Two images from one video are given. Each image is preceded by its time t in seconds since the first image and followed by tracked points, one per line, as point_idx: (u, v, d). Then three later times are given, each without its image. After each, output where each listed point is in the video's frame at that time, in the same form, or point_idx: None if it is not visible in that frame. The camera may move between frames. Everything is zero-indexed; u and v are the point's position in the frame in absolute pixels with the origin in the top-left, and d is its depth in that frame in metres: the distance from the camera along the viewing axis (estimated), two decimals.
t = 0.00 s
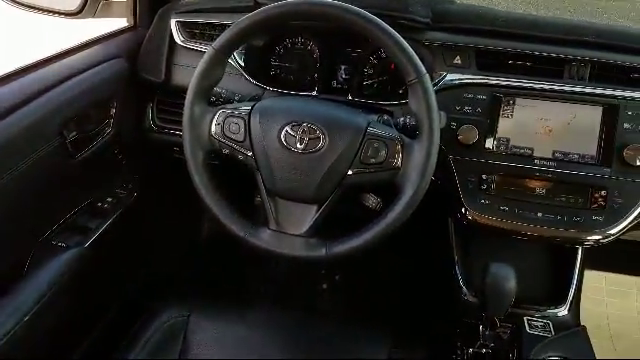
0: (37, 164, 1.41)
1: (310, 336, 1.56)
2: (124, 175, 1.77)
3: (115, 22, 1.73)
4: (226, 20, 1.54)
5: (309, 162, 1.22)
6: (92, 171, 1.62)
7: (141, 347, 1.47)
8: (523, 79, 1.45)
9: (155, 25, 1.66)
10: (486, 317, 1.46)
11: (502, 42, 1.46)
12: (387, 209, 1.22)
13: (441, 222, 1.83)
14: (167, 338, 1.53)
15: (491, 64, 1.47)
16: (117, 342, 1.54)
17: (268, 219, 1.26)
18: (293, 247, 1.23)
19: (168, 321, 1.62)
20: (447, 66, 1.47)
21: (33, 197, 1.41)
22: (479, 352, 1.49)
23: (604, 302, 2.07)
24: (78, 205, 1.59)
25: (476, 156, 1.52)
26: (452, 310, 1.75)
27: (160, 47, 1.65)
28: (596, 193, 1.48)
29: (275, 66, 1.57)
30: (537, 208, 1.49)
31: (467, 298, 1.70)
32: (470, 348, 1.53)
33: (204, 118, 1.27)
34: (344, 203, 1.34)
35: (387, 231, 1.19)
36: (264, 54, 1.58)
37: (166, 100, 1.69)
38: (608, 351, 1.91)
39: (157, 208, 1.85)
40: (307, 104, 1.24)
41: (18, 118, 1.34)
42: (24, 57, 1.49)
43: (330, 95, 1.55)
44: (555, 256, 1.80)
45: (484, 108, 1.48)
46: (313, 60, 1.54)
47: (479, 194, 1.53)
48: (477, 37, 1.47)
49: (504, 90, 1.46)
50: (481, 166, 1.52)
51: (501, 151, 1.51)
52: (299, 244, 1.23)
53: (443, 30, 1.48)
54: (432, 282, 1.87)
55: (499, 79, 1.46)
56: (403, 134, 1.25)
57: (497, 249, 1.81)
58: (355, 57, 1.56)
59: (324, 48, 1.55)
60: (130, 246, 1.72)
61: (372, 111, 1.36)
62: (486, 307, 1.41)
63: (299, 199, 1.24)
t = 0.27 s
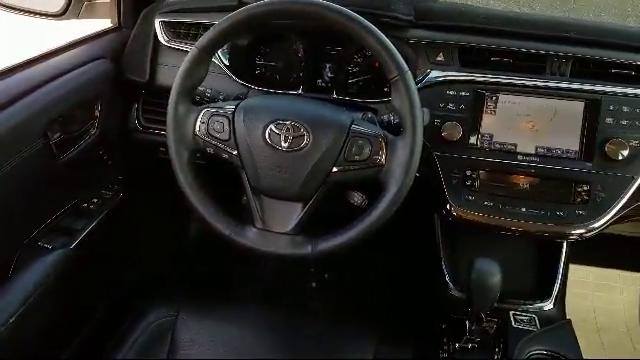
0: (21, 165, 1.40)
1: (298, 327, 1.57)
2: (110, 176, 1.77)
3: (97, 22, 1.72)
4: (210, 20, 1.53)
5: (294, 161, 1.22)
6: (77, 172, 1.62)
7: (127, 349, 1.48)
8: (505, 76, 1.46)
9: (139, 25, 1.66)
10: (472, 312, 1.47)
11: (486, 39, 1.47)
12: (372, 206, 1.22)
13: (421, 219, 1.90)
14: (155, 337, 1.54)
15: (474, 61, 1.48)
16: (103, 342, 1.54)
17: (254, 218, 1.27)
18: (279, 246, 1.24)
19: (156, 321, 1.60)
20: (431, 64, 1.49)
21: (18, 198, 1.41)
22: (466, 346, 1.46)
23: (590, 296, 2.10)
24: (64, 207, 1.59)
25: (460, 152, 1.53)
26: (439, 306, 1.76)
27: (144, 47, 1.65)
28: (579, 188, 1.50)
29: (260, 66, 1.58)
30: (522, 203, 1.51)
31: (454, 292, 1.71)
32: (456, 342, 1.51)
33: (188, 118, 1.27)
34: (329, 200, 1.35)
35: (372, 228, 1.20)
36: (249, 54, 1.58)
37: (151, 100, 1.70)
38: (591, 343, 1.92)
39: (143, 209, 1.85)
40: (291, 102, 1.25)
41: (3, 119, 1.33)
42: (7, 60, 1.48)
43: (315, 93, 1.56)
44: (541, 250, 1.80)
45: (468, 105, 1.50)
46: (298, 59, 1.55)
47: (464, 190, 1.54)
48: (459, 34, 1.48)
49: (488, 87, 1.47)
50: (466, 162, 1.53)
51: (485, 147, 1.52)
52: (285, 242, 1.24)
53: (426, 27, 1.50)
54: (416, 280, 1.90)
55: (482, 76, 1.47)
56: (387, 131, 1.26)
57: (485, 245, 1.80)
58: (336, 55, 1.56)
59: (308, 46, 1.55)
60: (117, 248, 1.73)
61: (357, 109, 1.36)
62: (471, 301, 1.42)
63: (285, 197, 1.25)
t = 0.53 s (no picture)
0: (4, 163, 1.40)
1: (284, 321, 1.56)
2: (94, 175, 1.78)
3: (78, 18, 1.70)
4: (194, 17, 1.53)
5: (278, 157, 1.23)
6: (60, 171, 1.61)
7: (112, 348, 1.47)
8: (488, 72, 1.48)
9: (123, 24, 1.66)
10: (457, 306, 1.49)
11: (469, 35, 1.47)
12: (356, 201, 1.23)
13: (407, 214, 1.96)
14: (143, 337, 1.50)
15: (458, 57, 1.50)
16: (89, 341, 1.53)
17: (239, 215, 1.27)
18: (265, 243, 1.24)
19: (143, 319, 1.55)
20: (415, 60, 1.49)
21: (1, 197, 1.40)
22: (451, 339, 1.47)
23: (575, 291, 2.12)
24: (47, 207, 1.59)
25: (444, 148, 1.55)
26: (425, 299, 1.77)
27: (128, 45, 1.64)
28: (562, 182, 1.51)
29: (245, 63, 1.57)
30: (505, 198, 1.52)
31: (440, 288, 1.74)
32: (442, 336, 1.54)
33: (172, 115, 1.27)
34: (315, 196, 1.35)
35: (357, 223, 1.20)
36: (234, 51, 1.57)
37: (136, 99, 1.70)
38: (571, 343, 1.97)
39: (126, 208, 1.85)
40: (275, 99, 1.25)
41: None
42: None
43: (300, 91, 1.58)
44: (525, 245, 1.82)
45: (452, 101, 1.51)
46: (283, 56, 1.55)
47: (448, 185, 1.55)
48: (443, 30, 1.49)
49: (471, 82, 1.48)
50: (450, 158, 1.55)
51: (468, 143, 1.54)
52: (271, 238, 1.24)
53: (409, 24, 1.50)
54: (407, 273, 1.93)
55: (465, 72, 1.48)
56: (371, 127, 1.26)
57: (469, 240, 1.84)
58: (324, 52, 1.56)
59: (293, 44, 1.56)
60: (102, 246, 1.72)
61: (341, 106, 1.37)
62: (456, 295, 1.43)
63: (270, 194, 1.25)
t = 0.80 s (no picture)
0: None
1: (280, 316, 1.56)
2: (84, 175, 1.77)
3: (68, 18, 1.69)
4: (181, 16, 1.54)
5: (266, 154, 1.23)
6: (49, 171, 1.61)
7: (104, 348, 1.47)
8: (474, 68, 1.48)
9: (110, 24, 1.66)
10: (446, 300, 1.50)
11: (454, 32, 1.49)
12: (344, 198, 1.24)
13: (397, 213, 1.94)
14: (132, 336, 1.50)
15: (444, 53, 1.51)
16: (80, 341, 1.54)
17: (228, 213, 1.28)
18: (254, 240, 1.25)
19: (133, 319, 1.55)
20: (401, 57, 1.51)
21: None
22: (441, 333, 1.49)
23: (563, 284, 2.14)
24: (36, 206, 1.59)
25: (432, 144, 1.56)
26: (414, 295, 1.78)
27: (116, 45, 1.65)
28: (548, 175, 1.53)
29: (232, 62, 1.59)
30: (492, 192, 1.54)
31: (428, 282, 1.73)
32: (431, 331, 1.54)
33: (159, 114, 1.28)
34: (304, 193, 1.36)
35: (345, 220, 1.21)
36: (221, 50, 1.58)
37: (124, 98, 1.72)
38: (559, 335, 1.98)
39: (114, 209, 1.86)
40: (262, 97, 1.26)
41: None
42: None
43: (289, 88, 1.58)
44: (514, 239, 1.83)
45: (439, 97, 1.51)
46: (271, 55, 1.56)
47: (435, 181, 1.56)
48: (428, 27, 1.50)
49: (457, 78, 1.49)
50: (437, 153, 1.56)
51: (455, 138, 1.55)
52: (261, 235, 1.25)
53: (395, 21, 1.52)
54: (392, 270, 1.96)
55: (451, 68, 1.49)
56: (358, 124, 1.27)
57: (458, 235, 1.85)
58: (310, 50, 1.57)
59: (280, 42, 1.57)
60: (92, 246, 1.72)
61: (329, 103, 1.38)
62: (445, 289, 1.44)
63: (258, 191, 1.26)
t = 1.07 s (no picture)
0: None
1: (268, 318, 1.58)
2: (72, 175, 1.76)
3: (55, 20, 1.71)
4: (168, 17, 1.55)
5: (253, 153, 1.25)
6: (37, 173, 1.61)
7: (93, 348, 1.49)
8: (458, 66, 1.51)
9: (98, 24, 1.67)
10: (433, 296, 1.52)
11: (439, 31, 1.51)
12: (331, 195, 1.25)
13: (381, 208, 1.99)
14: (122, 336, 1.52)
15: (430, 52, 1.53)
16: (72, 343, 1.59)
17: (216, 211, 1.29)
18: (242, 238, 1.26)
19: (123, 319, 1.57)
20: (387, 56, 1.53)
21: None
22: (429, 329, 1.53)
23: (549, 279, 2.17)
24: (26, 206, 1.59)
25: (418, 141, 1.58)
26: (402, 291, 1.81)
27: (103, 46, 1.65)
28: (532, 171, 1.55)
29: (221, 62, 1.60)
30: (477, 188, 1.56)
31: (417, 278, 1.73)
32: (418, 326, 1.57)
33: (146, 114, 1.29)
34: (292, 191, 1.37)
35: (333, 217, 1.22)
36: (209, 50, 1.59)
37: (112, 100, 1.73)
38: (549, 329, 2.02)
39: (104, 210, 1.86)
40: (249, 96, 1.27)
41: None
42: None
43: (276, 88, 1.60)
44: (501, 233, 1.84)
45: (424, 95, 1.54)
46: (259, 54, 1.58)
47: (422, 178, 1.58)
48: (414, 26, 1.52)
49: (442, 76, 1.52)
50: (423, 150, 1.58)
51: (441, 135, 1.57)
52: (249, 233, 1.26)
53: (381, 20, 1.54)
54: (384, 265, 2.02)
55: (436, 67, 1.51)
56: (345, 122, 1.29)
57: (445, 230, 1.86)
58: (302, 49, 1.58)
59: (267, 42, 1.58)
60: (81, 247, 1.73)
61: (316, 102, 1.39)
62: (431, 285, 1.47)
63: (246, 189, 1.27)
